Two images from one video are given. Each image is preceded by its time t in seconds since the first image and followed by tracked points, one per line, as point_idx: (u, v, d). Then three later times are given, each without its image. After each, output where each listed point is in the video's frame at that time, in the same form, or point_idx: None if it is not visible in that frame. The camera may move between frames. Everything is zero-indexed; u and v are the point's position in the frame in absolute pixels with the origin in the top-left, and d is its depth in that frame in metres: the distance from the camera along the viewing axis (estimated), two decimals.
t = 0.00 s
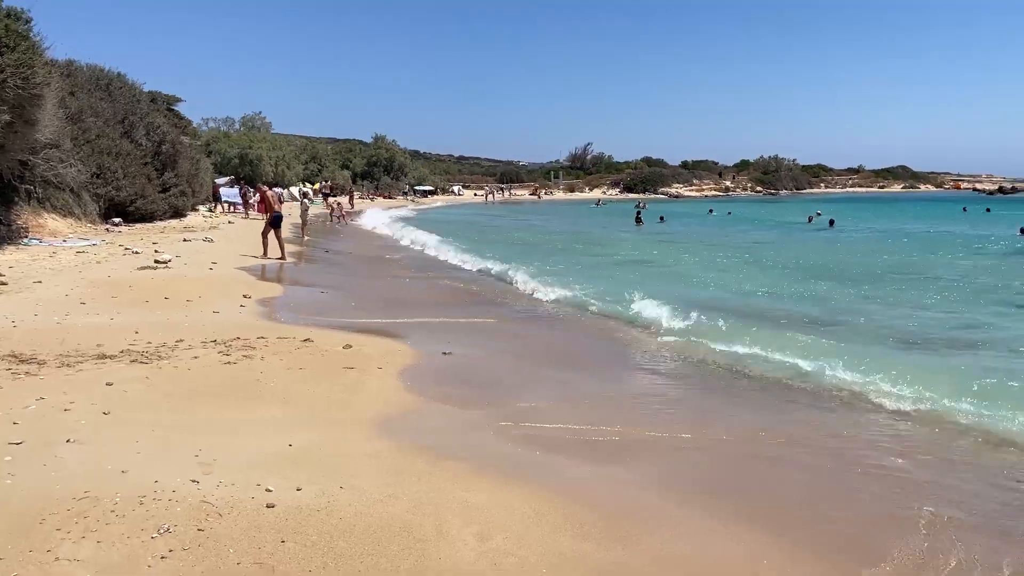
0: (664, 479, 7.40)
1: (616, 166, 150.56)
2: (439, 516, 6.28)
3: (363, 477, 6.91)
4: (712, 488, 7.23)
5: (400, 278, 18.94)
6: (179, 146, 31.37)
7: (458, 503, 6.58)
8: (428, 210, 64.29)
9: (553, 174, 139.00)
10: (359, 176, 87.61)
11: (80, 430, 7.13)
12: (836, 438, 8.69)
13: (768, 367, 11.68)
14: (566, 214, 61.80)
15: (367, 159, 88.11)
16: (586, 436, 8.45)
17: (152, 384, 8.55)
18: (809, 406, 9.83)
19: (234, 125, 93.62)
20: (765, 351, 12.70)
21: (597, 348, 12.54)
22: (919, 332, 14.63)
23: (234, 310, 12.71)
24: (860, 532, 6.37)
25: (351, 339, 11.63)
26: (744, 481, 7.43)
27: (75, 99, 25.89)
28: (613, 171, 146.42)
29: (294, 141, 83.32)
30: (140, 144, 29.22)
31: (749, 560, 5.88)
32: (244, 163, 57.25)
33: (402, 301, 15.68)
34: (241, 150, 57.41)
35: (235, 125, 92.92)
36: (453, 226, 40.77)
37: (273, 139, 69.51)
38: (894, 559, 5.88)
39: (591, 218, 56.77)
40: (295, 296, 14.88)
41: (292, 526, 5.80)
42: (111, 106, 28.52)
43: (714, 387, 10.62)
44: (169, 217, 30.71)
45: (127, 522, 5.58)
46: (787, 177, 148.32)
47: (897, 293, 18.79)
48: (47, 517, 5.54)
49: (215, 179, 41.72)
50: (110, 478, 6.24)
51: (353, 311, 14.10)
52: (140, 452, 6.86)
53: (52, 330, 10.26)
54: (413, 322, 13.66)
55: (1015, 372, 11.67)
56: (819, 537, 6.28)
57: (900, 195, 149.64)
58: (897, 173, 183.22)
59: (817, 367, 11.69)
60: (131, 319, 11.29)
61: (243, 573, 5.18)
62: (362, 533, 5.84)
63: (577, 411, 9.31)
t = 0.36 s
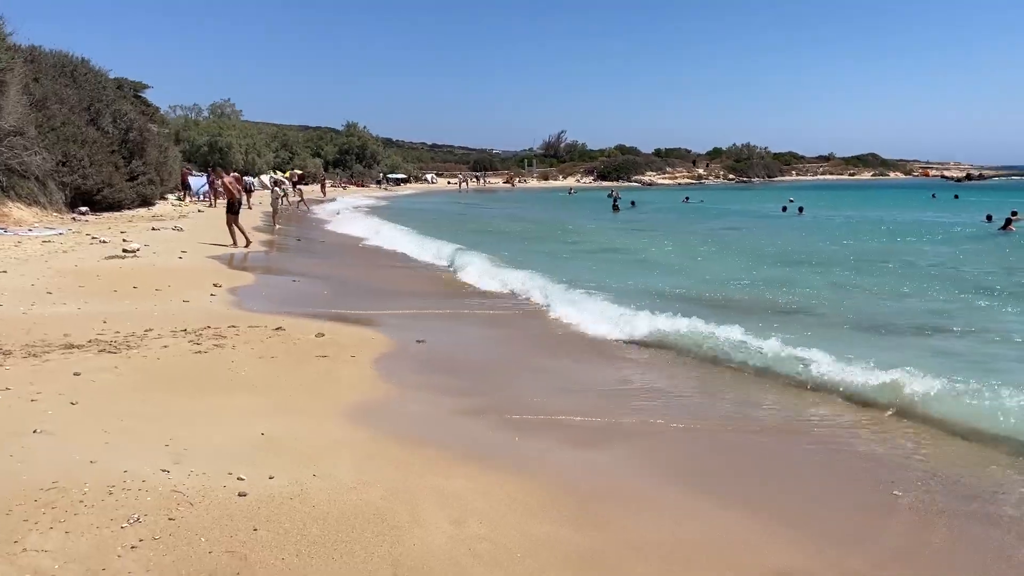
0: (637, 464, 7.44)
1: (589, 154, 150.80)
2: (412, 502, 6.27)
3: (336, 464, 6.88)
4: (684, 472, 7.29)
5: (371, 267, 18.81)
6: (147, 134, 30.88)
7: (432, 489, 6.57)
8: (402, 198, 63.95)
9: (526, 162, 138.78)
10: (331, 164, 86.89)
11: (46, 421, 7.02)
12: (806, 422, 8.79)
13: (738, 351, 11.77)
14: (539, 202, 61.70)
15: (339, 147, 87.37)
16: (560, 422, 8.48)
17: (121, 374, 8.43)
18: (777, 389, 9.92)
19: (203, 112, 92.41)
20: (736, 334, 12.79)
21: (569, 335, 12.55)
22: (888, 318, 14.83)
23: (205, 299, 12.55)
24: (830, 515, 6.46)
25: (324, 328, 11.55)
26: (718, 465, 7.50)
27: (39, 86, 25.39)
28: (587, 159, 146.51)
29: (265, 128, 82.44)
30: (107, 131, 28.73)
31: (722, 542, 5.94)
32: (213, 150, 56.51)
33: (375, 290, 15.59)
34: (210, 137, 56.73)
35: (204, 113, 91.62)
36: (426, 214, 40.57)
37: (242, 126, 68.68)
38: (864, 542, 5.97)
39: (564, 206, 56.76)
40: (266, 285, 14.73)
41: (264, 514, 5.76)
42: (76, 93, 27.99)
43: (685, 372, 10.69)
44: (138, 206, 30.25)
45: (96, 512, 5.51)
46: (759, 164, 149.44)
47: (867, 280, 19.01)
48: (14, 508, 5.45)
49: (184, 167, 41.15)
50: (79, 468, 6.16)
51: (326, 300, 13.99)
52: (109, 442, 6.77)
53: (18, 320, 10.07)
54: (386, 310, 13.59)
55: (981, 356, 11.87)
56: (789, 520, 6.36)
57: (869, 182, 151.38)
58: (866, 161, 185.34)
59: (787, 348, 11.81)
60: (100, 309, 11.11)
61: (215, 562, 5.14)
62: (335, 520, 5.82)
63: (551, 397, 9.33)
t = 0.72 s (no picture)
0: (618, 441, 7.47)
1: (571, 140, 150.73)
2: (392, 478, 6.26)
3: (316, 443, 6.87)
4: (665, 448, 7.33)
5: (351, 251, 18.72)
6: (122, 118, 30.54)
7: (413, 466, 6.57)
8: (382, 184, 63.65)
9: (507, 148, 138.56)
10: (310, 151, 86.34)
11: (20, 402, 6.95)
12: (786, 400, 8.86)
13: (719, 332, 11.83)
14: (519, 188, 61.70)
15: (318, 133, 86.83)
16: (541, 400, 8.50)
17: (97, 355, 8.36)
18: (758, 363, 9.99)
19: (180, 97, 91.42)
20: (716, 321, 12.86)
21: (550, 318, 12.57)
22: (865, 300, 14.97)
23: (182, 283, 12.46)
24: (807, 488, 6.53)
25: (303, 310, 11.51)
26: (696, 441, 7.55)
27: (11, 70, 25.00)
28: (568, 145, 146.44)
29: (243, 114, 81.68)
30: (81, 116, 28.38)
31: (701, 516, 5.99)
32: (190, 136, 55.98)
33: (355, 274, 15.56)
34: (187, 123, 56.16)
35: (181, 98, 90.67)
36: (406, 200, 40.42)
37: (220, 112, 68.04)
38: (841, 515, 6.03)
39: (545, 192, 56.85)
40: (245, 269, 14.65)
41: (242, 491, 5.74)
42: (49, 76, 27.59)
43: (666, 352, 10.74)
44: (114, 191, 29.92)
45: (70, 490, 5.47)
46: (739, 150, 150.04)
47: (845, 263, 19.16)
48: None
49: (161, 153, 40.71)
50: (53, 448, 6.11)
51: (305, 284, 13.93)
52: (84, 422, 6.71)
53: None
54: (365, 294, 13.56)
55: (957, 338, 12.01)
56: (768, 494, 6.41)
57: (847, 168, 152.46)
58: (845, 147, 186.59)
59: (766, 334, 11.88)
60: (75, 292, 11.00)
61: (192, 539, 5.11)
62: (314, 496, 5.81)
63: (533, 378, 9.33)
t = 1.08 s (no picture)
0: (600, 411, 7.50)
1: (555, 118, 150.18)
2: (374, 449, 6.28)
3: (299, 416, 6.86)
4: (646, 418, 7.37)
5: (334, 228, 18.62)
6: (100, 95, 30.14)
7: (395, 437, 6.58)
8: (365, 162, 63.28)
9: (492, 126, 137.93)
10: (293, 129, 85.67)
11: None
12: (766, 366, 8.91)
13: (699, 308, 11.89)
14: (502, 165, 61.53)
15: (300, 111, 86.07)
16: (523, 373, 8.52)
17: (75, 331, 8.28)
18: (740, 337, 10.06)
19: (159, 74, 90.15)
20: (697, 297, 12.91)
21: (533, 294, 12.57)
22: (846, 275, 15.07)
23: (163, 260, 12.36)
24: (787, 455, 6.59)
25: (285, 286, 11.45)
26: (677, 411, 7.60)
27: None
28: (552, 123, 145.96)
29: (224, 92, 80.71)
30: (59, 93, 27.98)
31: (683, 485, 6.04)
32: (170, 114, 55.37)
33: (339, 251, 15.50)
34: (166, 100, 55.49)
35: (161, 75, 89.55)
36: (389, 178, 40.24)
37: (200, 89, 67.24)
38: (820, 483, 6.10)
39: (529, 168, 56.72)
40: (226, 246, 14.55)
41: (221, 463, 5.72)
42: (25, 53, 27.15)
43: (648, 323, 10.77)
44: (94, 170, 29.60)
45: (47, 463, 5.42)
46: (724, 128, 150.12)
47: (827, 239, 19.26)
48: None
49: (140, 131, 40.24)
50: (30, 423, 6.06)
51: (287, 261, 13.86)
52: (62, 397, 6.65)
53: None
54: (348, 270, 13.51)
55: (936, 312, 12.15)
56: (747, 461, 6.48)
57: (831, 146, 152.99)
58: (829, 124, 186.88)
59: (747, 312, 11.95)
60: (53, 270, 10.88)
61: (171, 510, 5.10)
62: (295, 467, 5.81)
63: (515, 352, 9.35)
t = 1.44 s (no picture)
0: (587, 377, 7.52)
1: (547, 90, 149.28)
2: (361, 415, 6.28)
3: (285, 382, 6.85)
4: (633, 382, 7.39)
5: (324, 200, 18.54)
6: (85, 66, 29.76)
7: (380, 403, 6.57)
8: (355, 133, 62.87)
9: (483, 98, 137.06)
10: (282, 101, 84.94)
11: None
12: (755, 334, 8.95)
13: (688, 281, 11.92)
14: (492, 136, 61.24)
15: (289, 83, 85.31)
16: (510, 341, 8.51)
17: (59, 300, 8.22)
18: (725, 308, 10.08)
19: (145, 45, 88.96)
20: (686, 269, 12.91)
21: (520, 264, 12.55)
22: (834, 246, 15.09)
23: (149, 231, 12.27)
24: (772, 420, 6.61)
25: (272, 256, 11.39)
26: (663, 374, 7.61)
27: None
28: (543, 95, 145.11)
29: (212, 63, 79.79)
30: (43, 64, 27.62)
31: (668, 449, 6.07)
32: (157, 85, 54.81)
33: (327, 221, 15.42)
34: (153, 71, 54.86)
35: (147, 45, 88.44)
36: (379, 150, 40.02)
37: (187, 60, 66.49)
38: (803, 448, 6.13)
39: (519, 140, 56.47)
40: (213, 217, 14.45)
41: (206, 428, 5.71)
42: (8, 22, 26.73)
43: (636, 293, 10.78)
44: (80, 141, 29.32)
45: (30, 429, 5.40)
46: (716, 100, 149.60)
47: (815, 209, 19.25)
48: None
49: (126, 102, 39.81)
50: (13, 390, 6.02)
51: (274, 232, 13.78)
52: (45, 365, 6.61)
53: None
54: (335, 241, 13.45)
55: (922, 282, 12.20)
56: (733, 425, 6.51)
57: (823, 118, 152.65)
58: (822, 96, 186.34)
59: (736, 285, 11.97)
60: (38, 240, 10.79)
61: (155, 474, 5.09)
62: (280, 432, 5.80)
63: (503, 319, 9.34)
